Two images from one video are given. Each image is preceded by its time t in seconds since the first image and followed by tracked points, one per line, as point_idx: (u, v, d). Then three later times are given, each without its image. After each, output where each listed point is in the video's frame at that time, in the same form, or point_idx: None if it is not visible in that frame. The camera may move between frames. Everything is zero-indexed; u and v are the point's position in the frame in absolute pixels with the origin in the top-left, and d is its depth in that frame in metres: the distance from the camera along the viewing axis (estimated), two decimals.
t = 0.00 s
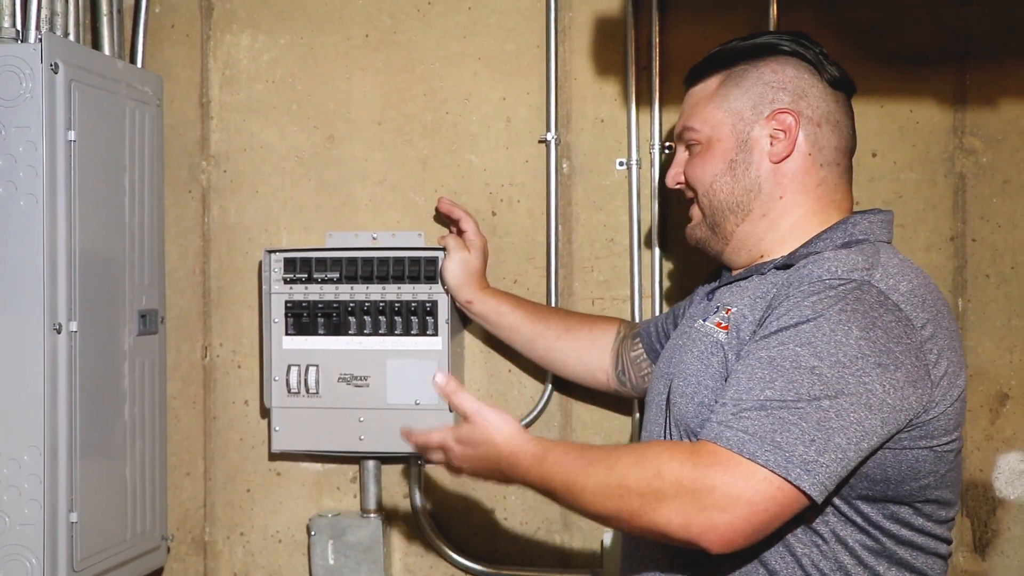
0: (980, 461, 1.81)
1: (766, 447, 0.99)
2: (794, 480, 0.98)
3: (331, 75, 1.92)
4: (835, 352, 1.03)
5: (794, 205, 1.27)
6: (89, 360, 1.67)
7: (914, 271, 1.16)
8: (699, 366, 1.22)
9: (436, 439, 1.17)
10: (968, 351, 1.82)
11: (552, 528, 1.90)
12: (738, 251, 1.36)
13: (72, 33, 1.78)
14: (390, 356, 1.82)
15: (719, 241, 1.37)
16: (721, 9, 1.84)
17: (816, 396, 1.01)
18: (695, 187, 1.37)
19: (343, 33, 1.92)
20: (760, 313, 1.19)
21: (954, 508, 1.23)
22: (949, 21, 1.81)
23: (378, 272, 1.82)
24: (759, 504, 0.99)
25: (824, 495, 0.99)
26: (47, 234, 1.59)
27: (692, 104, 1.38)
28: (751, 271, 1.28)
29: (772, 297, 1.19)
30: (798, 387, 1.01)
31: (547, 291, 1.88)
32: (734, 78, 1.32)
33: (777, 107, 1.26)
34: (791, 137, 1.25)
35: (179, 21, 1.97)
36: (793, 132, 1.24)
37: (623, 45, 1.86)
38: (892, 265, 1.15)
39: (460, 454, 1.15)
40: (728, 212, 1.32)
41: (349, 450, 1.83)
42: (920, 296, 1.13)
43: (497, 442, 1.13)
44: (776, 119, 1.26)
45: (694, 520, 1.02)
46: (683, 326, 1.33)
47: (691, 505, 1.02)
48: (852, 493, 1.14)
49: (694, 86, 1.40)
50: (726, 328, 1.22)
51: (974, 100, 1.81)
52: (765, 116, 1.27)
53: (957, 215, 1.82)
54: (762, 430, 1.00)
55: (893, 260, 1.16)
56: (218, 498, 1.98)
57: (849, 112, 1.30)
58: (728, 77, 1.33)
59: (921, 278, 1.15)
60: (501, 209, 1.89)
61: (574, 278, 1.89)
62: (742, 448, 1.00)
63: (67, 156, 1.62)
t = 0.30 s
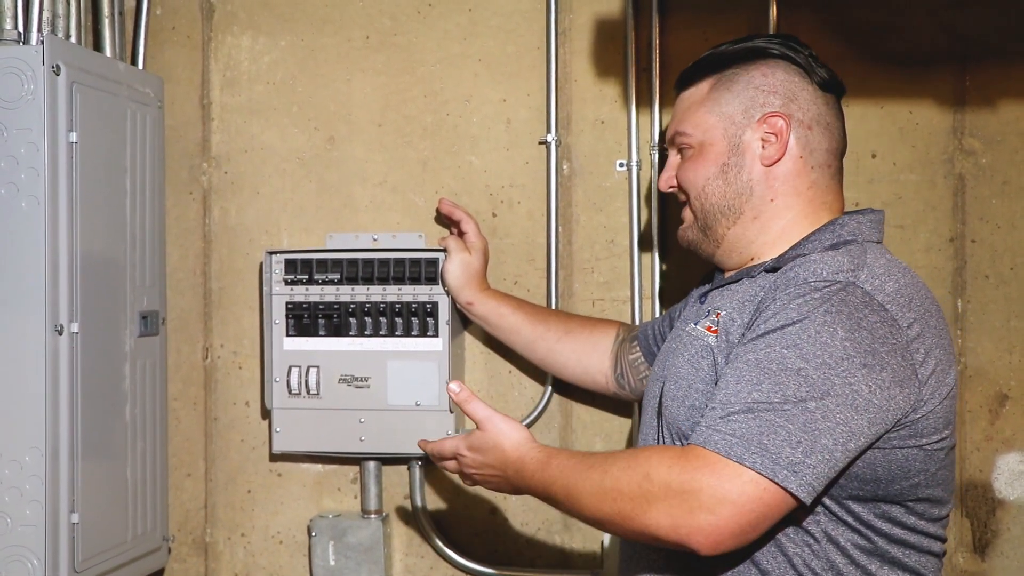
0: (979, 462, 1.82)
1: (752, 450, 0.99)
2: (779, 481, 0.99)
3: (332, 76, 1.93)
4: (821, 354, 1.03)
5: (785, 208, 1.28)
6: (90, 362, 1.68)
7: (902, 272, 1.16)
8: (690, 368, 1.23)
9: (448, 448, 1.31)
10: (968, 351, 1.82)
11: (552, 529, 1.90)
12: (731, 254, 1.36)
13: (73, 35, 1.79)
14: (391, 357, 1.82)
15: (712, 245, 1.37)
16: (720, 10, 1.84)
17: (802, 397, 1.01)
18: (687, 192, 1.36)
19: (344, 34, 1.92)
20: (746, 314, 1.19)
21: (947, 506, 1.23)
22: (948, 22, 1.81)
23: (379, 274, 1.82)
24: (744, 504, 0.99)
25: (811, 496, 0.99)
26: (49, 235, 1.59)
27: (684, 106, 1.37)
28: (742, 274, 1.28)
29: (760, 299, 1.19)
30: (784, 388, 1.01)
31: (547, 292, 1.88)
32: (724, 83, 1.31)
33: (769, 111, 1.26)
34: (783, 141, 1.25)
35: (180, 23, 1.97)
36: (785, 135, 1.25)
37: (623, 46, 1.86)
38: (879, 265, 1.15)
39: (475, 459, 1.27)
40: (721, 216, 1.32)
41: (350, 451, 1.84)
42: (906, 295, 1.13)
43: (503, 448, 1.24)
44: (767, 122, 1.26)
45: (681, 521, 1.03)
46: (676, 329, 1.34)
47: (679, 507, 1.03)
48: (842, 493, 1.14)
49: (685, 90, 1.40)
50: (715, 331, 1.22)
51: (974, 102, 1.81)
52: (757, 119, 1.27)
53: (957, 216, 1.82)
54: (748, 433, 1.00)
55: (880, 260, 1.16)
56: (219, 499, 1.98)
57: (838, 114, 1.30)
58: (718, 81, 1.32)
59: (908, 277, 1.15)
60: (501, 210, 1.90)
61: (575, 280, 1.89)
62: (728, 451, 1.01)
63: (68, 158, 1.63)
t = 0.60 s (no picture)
0: (978, 464, 1.82)
1: (758, 460, 1.00)
2: (785, 491, 0.99)
3: (332, 78, 1.93)
4: (827, 365, 1.03)
5: (785, 213, 1.28)
6: (91, 364, 1.68)
7: (905, 282, 1.17)
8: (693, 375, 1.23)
9: (451, 456, 1.30)
10: (967, 354, 1.82)
11: (552, 531, 1.90)
12: (729, 259, 1.37)
13: (75, 37, 1.80)
14: (392, 359, 1.83)
15: (711, 249, 1.37)
16: (721, 13, 1.85)
17: (807, 408, 1.01)
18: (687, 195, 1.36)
19: (344, 36, 1.93)
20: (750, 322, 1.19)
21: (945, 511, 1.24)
22: (948, 25, 1.81)
23: (380, 276, 1.82)
24: (749, 513, 1.00)
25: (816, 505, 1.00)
26: (50, 237, 1.60)
27: (683, 110, 1.37)
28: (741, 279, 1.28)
29: (763, 306, 1.19)
30: (789, 399, 1.02)
31: (547, 294, 1.89)
32: (723, 87, 1.31)
33: (769, 116, 1.27)
34: (783, 146, 1.25)
35: (181, 25, 1.97)
36: (785, 140, 1.25)
37: (623, 48, 1.86)
38: (882, 274, 1.16)
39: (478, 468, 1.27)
40: (721, 220, 1.32)
41: (351, 453, 1.84)
42: (910, 305, 1.14)
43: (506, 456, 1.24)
44: (767, 128, 1.26)
45: (686, 530, 1.03)
46: (676, 334, 1.34)
47: (683, 516, 1.03)
48: (845, 499, 1.14)
49: (684, 92, 1.40)
50: (717, 338, 1.22)
51: (974, 105, 1.81)
52: (757, 124, 1.28)
53: (956, 219, 1.82)
54: (754, 442, 1.01)
55: (884, 269, 1.17)
56: (219, 501, 1.99)
57: (838, 119, 1.30)
58: (718, 84, 1.32)
59: (911, 286, 1.16)
60: (502, 212, 1.90)
61: (575, 282, 1.90)
62: (734, 461, 1.01)
63: (69, 160, 1.63)
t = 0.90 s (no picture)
0: (978, 474, 1.82)
1: (736, 459, 1.00)
2: (762, 492, 0.99)
3: (334, 86, 1.93)
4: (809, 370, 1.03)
5: (782, 223, 1.28)
6: (92, 370, 1.68)
7: (893, 288, 1.16)
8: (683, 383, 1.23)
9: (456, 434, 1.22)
10: (968, 364, 1.82)
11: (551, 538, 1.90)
12: (725, 267, 1.37)
13: (77, 44, 1.80)
14: (392, 366, 1.83)
15: (707, 257, 1.37)
16: (721, 23, 1.85)
17: (788, 412, 1.01)
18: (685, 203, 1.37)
19: (346, 44, 1.93)
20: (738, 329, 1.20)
21: (939, 519, 1.23)
22: (948, 35, 1.82)
23: (380, 283, 1.83)
24: (726, 513, 1.00)
25: (794, 508, 1.00)
26: (52, 243, 1.60)
27: (683, 117, 1.38)
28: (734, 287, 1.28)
29: (750, 314, 1.20)
30: (770, 403, 1.02)
31: (547, 302, 1.89)
32: (723, 96, 1.32)
33: (768, 126, 1.27)
34: (780, 157, 1.25)
35: (183, 32, 1.98)
36: (784, 150, 1.25)
37: (625, 57, 1.87)
38: (869, 282, 1.15)
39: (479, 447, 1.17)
40: (718, 228, 1.33)
41: (351, 460, 1.84)
42: (897, 312, 1.13)
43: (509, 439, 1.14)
44: (766, 138, 1.26)
45: (664, 529, 1.02)
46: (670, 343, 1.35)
47: (663, 515, 1.02)
48: (832, 505, 1.14)
49: (683, 100, 1.40)
50: (707, 346, 1.23)
51: (974, 115, 1.82)
52: (756, 134, 1.28)
53: (956, 228, 1.83)
54: (733, 443, 1.01)
55: (872, 277, 1.17)
56: (219, 507, 1.99)
57: (836, 131, 1.31)
58: (718, 94, 1.33)
59: (899, 293, 1.15)
60: (502, 220, 1.90)
61: (575, 290, 1.90)
62: (712, 460, 1.01)
63: (72, 167, 1.63)
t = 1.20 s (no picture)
0: (979, 479, 1.82)
1: (688, 419, 0.96)
2: (707, 457, 0.95)
3: (337, 89, 1.94)
4: (776, 349, 0.96)
5: (798, 225, 1.23)
6: (95, 372, 1.69)
7: (881, 286, 1.07)
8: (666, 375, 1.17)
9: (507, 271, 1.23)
10: (969, 369, 1.82)
11: (552, 542, 1.90)
12: (732, 269, 1.29)
13: (82, 47, 1.81)
14: (394, 369, 1.83)
15: (717, 257, 1.28)
16: (724, 27, 1.85)
17: (747, 384, 0.95)
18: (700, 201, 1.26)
19: (349, 47, 1.94)
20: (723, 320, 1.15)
21: (935, 519, 1.16)
22: (951, 41, 1.82)
23: (383, 286, 1.83)
24: (663, 475, 0.96)
25: (739, 479, 0.94)
26: (56, 246, 1.61)
27: (690, 115, 1.28)
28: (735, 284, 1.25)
29: (733, 305, 1.15)
30: (731, 374, 0.96)
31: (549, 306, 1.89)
32: (743, 93, 1.24)
33: (791, 126, 1.22)
34: (806, 154, 1.20)
35: (187, 35, 1.98)
36: (807, 153, 1.21)
37: (627, 61, 1.87)
38: (856, 276, 1.07)
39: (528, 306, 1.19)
40: (738, 225, 1.23)
41: (352, 462, 1.84)
42: (881, 307, 1.04)
43: (539, 318, 1.18)
44: (792, 135, 1.21)
45: (605, 472, 0.98)
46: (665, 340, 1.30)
47: (608, 455, 0.98)
48: (813, 501, 1.07)
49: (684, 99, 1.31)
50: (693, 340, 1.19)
51: (976, 120, 1.82)
52: (778, 133, 1.22)
53: (958, 233, 1.83)
54: (687, 404, 0.96)
55: (860, 273, 1.08)
56: (221, 509, 1.99)
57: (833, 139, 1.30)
58: (735, 90, 1.24)
59: (886, 290, 1.06)
60: (505, 224, 1.91)
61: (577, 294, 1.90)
62: (665, 415, 0.97)
63: (76, 169, 1.64)
